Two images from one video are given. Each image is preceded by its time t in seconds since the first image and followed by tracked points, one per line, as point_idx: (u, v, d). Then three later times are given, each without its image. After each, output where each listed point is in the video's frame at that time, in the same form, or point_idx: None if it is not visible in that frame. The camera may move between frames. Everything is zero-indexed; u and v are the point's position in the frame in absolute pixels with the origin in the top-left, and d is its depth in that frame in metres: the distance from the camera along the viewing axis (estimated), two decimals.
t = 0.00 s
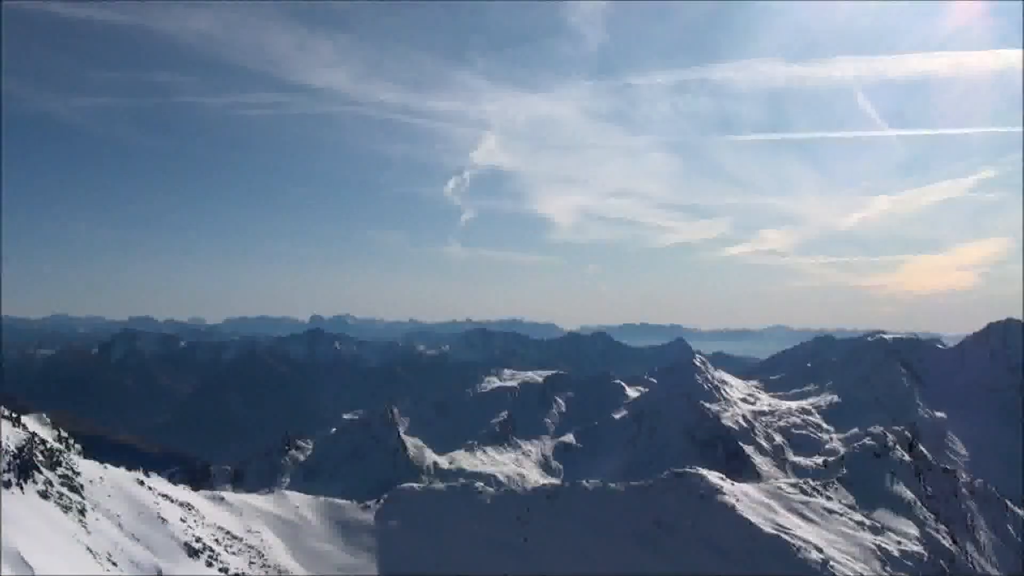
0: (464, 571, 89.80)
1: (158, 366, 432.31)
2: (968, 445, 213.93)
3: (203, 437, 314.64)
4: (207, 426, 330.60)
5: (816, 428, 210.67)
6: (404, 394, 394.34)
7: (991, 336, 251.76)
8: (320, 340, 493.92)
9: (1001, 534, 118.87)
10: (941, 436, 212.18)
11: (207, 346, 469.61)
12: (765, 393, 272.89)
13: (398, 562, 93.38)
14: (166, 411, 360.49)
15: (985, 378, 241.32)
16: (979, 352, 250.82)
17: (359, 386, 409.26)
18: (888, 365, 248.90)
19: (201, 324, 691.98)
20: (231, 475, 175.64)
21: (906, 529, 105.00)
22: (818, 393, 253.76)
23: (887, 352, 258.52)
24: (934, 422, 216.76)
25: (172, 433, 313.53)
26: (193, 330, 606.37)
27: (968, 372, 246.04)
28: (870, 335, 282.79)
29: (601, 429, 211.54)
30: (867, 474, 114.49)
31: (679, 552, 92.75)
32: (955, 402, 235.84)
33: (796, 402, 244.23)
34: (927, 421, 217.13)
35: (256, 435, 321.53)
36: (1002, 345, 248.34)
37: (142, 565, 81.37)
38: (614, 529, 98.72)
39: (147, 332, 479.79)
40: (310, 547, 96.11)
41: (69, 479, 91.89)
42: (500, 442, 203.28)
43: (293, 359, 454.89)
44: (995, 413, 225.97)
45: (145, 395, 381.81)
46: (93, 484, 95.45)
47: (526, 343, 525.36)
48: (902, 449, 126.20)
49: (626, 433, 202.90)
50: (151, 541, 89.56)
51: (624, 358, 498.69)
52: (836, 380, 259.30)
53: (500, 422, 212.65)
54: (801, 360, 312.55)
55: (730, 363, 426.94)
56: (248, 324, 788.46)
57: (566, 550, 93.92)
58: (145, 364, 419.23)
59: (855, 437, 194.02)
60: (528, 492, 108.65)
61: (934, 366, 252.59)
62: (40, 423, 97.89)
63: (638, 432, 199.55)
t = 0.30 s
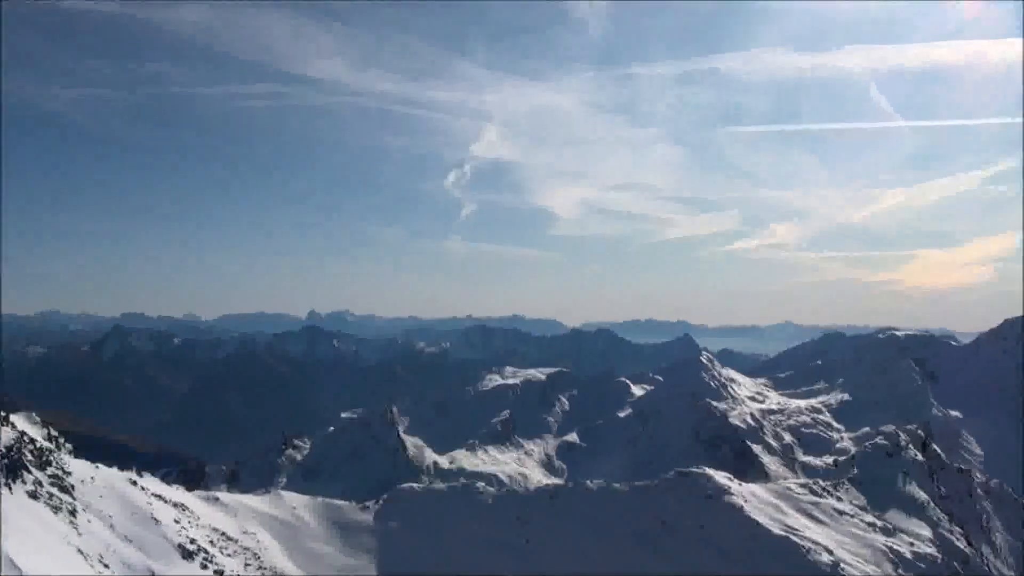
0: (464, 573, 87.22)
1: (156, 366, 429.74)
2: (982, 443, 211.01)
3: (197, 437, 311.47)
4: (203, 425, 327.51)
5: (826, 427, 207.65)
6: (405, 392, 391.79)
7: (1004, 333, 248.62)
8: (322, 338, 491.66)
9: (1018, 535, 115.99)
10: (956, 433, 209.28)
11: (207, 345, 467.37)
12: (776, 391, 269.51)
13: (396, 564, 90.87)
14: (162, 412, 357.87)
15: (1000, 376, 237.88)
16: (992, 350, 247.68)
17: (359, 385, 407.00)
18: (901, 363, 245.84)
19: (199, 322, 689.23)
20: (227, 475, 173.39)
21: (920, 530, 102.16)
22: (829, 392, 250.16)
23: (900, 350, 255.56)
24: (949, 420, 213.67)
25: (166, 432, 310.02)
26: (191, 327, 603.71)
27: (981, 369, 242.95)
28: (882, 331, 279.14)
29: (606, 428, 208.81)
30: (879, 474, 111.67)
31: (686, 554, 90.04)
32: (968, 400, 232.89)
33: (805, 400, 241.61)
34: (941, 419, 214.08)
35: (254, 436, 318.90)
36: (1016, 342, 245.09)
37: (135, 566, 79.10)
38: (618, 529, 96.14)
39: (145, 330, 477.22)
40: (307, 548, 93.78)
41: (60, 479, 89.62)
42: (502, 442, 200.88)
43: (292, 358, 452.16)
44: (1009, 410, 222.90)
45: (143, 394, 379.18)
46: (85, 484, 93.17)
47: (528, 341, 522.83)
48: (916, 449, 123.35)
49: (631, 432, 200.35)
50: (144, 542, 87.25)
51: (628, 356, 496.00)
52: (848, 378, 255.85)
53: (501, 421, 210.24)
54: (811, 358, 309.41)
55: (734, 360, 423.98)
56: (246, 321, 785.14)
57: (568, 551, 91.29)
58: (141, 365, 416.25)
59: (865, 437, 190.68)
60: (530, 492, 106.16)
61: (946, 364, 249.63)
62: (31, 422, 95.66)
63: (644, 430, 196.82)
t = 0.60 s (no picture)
0: None
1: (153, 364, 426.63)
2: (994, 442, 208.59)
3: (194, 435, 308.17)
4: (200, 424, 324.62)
5: (838, 427, 205.44)
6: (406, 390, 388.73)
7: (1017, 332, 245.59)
8: (322, 335, 489.07)
9: None
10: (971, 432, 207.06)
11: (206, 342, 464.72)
12: (785, 390, 265.97)
13: (394, 566, 87.96)
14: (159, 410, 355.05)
15: (1014, 375, 234.45)
16: (1006, 348, 244.83)
17: (360, 383, 404.16)
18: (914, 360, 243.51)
19: (197, 319, 685.87)
20: (223, 474, 170.77)
21: (935, 533, 99.04)
22: (842, 392, 246.61)
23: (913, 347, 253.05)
24: (963, 419, 211.36)
25: (162, 432, 306.99)
26: (189, 324, 600.62)
27: (996, 367, 240.38)
28: (895, 329, 275.35)
29: (610, 426, 205.74)
30: (894, 475, 108.66)
31: (693, 556, 87.14)
32: (982, 397, 230.28)
33: (817, 399, 239.79)
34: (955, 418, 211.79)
35: (251, 434, 316.06)
36: None
37: (127, 568, 76.24)
38: (622, 531, 93.26)
39: (143, 326, 474.08)
40: (304, 550, 90.91)
41: (49, 479, 86.85)
42: (505, 441, 198.07)
43: (292, 355, 449.00)
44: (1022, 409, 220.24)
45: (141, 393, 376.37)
46: (74, 484, 90.36)
47: (530, 338, 519.55)
48: (931, 449, 120.32)
49: (637, 430, 197.59)
50: (135, 543, 84.42)
51: (631, 355, 493.27)
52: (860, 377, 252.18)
53: (503, 421, 207.40)
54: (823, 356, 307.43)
55: (739, 357, 420.92)
56: (245, 318, 781.66)
57: (572, 553, 88.40)
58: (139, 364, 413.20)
59: (877, 437, 188.31)
60: (533, 492, 103.32)
61: (961, 361, 246.98)
62: (19, 420, 93.03)
63: (650, 429, 193.84)
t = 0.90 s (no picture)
0: None
1: (149, 363, 424.12)
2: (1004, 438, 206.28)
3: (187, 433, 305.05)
4: (196, 421, 321.89)
5: (846, 426, 205.40)
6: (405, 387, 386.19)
7: None
8: (319, 328, 486.02)
9: None
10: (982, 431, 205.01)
11: (202, 339, 461.75)
12: (792, 388, 263.37)
13: (390, 569, 85.64)
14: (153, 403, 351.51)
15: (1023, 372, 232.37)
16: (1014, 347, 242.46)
17: (358, 379, 401.60)
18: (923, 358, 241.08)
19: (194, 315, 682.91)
20: (216, 474, 168.92)
21: (946, 535, 96.76)
22: (849, 392, 244.17)
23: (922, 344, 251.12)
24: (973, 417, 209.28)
25: (157, 431, 304.35)
26: (185, 320, 597.45)
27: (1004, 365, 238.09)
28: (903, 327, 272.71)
29: (613, 425, 203.30)
30: (904, 474, 106.32)
31: (698, 559, 84.70)
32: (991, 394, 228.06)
33: (826, 398, 240.14)
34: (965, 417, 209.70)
35: (247, 431, 313.70)
36: None
37: (116, 569, 73.70)
38: (625, 533, 90.85)
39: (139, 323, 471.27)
40: (300, 552, 88.46)
41: (37, 478, 84.46)
42: (505, 441, 195.89)
43: (289, 352, 446.32)
44: None
45: (136, 389, 373.56)
46: (64, 484, 88.01)
47: (530, 333, 516.99)
48: (943, 449, 117.87)
49: (642, 428, 195.13)
50: (126, 544, 81.95)
51: (632, 354, 490.66)
52: (868, 377, 249.66)
53: (503, 418, 204.91)
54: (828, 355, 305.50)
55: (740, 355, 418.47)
56: (240, 313, 778.85)
57: (574, 556, 85.96)
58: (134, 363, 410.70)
59: (886, 437, 187.37)
60: (534, 492, 100.86)
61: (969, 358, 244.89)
62: (8, 418, 90.72)
63: (653, 427, 191.57)
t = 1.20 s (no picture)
0: None
1: (137, 364, 418.52)
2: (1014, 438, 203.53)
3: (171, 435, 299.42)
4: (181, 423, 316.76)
5: (856, 426, 202.90)
6: (404, 386, 383.09)
7: None
8: (317, 326, 482.89)
9: None
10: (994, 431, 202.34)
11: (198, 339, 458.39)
12: (799, 387, 260.61)
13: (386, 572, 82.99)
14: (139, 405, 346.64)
15: None
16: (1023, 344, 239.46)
17: (357, 378, 398.74)
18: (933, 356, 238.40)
19: (189, 313, 678.45)
20: (206, 475, 166.53)
21: (959, 538, 93.93)
22: (859, 392, 241.41)
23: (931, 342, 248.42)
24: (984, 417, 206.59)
25: (140, 432, 299.50)
26: (180, 318, 593.78)
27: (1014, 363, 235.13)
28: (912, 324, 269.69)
29: (616, 425, 200.56)
30: (915, 475, 103.70)
31: (703, 563, 81.98)
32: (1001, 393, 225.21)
33: (834, 397, 237.23)
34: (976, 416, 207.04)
35: (240, 432, 309.68)
36: None
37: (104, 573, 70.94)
38: (629, 536, 88.15)
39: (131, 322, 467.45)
40: (295, 556, 85.72)
41: (23, 479, 81.76)
42: (504, 442, 193.27)
43: (282, 351, 441.26)
44: None
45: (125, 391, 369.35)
46: (50, 485, 85.33)
47: (530, 331, 513.49)
48: (955, 450, 115.04)
49: (646, 429, 192.41)
50: (115, 547, 79.17)
51: (633, 353, 487.37)
52: (878, 376, 246.97)
53: (503, 418, 202.20)
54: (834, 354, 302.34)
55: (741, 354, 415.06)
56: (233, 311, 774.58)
57: (575, 559, 83.27)
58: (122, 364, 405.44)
59: (895, 437, 184.78)
60: (535, 494, 98.19)
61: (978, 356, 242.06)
62: None
63: (658, 426, 188.99)
